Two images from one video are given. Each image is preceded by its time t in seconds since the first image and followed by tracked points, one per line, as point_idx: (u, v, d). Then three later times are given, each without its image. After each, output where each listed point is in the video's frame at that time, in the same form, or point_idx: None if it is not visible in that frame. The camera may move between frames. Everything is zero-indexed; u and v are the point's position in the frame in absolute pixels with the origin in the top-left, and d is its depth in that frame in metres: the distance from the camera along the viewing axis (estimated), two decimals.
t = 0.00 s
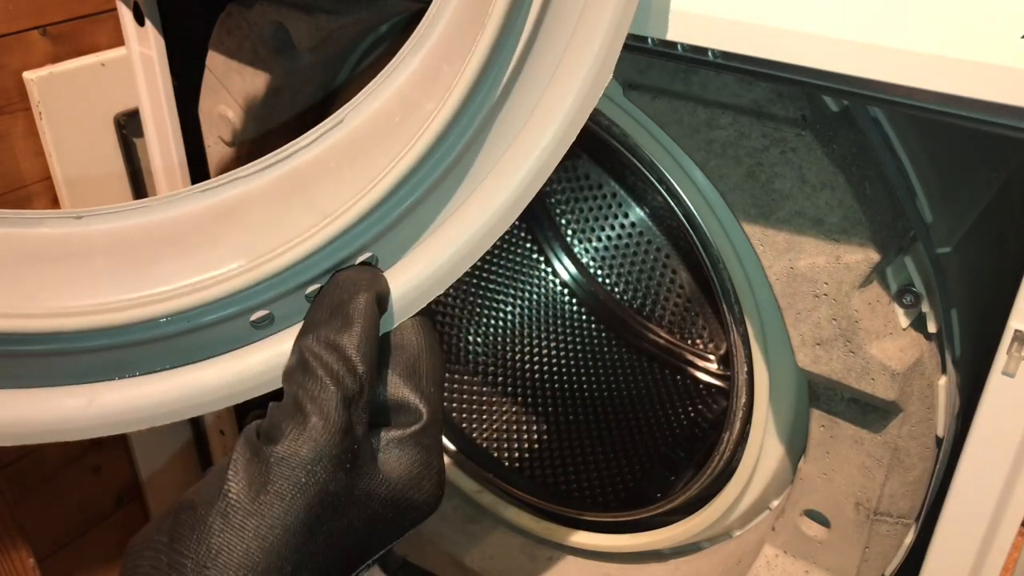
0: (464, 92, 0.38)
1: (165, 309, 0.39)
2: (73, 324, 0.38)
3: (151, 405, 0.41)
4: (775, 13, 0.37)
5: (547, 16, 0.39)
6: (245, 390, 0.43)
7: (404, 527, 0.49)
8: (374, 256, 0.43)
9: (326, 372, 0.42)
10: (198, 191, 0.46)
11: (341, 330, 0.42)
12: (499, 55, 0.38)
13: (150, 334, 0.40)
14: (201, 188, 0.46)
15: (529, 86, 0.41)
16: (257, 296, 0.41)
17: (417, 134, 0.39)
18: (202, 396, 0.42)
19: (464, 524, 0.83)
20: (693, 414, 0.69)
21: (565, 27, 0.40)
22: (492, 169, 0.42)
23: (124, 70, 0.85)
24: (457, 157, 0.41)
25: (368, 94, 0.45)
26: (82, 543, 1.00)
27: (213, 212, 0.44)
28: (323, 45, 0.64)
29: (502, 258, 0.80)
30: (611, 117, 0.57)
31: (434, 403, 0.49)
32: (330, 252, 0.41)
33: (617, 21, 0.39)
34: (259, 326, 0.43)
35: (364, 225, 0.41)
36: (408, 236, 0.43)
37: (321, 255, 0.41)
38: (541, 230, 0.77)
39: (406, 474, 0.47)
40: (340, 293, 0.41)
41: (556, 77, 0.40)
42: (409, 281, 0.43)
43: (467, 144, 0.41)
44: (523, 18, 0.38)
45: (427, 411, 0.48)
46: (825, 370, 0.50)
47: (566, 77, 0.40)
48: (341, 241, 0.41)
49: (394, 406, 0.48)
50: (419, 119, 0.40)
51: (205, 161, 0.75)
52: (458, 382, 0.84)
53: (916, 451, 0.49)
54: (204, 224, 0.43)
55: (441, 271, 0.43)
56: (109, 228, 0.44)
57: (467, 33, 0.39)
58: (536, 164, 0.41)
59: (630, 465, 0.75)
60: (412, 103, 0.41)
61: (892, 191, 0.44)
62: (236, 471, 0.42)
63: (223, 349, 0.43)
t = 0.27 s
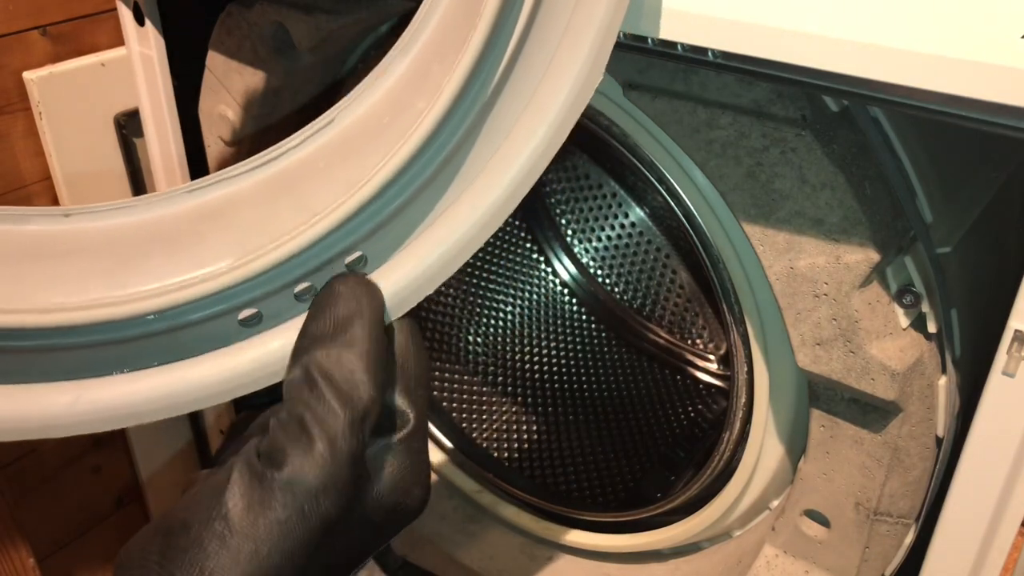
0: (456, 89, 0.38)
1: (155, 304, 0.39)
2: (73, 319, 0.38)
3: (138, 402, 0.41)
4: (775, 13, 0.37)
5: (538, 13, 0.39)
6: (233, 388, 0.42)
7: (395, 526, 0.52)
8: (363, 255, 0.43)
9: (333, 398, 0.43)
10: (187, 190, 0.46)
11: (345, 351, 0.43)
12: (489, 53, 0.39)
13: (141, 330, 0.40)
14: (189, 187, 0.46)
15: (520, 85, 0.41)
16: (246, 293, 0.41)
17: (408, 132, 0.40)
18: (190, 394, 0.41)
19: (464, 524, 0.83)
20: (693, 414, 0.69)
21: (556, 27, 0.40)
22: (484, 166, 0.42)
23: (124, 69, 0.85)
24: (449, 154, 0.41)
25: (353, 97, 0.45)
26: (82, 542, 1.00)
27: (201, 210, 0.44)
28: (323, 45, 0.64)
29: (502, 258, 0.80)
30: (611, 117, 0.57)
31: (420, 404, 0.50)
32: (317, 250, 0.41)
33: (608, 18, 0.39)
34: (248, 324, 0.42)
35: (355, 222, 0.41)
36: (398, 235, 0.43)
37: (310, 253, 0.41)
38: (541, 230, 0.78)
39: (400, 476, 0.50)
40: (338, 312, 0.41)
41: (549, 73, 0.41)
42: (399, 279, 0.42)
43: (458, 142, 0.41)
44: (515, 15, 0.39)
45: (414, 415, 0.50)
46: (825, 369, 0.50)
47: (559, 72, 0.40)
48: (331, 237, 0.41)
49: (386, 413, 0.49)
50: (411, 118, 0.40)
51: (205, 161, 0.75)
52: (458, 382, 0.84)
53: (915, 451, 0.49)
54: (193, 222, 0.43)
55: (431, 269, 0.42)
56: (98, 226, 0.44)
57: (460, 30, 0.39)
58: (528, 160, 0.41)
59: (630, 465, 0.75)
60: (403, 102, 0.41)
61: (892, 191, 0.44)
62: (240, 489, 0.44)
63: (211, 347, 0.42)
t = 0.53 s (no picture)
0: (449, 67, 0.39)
1: (151, 286, 0.40)
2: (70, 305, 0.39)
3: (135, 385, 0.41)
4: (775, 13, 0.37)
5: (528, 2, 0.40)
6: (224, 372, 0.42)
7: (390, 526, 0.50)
8: (360, 239, 0.42)
9: (316, 423, 0.41)
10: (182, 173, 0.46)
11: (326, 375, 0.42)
12: (482, 37, 0.40)
13: (131, 315, 0.40)
14: (186, 170, 0.46)
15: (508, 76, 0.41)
16: (240, 276, 0.41)
17: (401, 112, 0.40)
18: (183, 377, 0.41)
19: (464, 524, 0.83)
20: (693, 414, 0.69)
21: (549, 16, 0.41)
22: (474, 154, 0.42)
23: (124, 69, 0.85)
24: (439, 138, 0.41)
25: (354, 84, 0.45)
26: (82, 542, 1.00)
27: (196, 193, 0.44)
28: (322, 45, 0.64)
29: (502, 258, 0.80)
30: (611, 117, 0.57)
31: (403, 409, 0.46)
32: (310, 231, 0.41)
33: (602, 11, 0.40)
34: (241, 310, 0.42)
35: (348, 202, 0.41)
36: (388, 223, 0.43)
37: (302, 236, 0.41)
38: (541, 230, 0.78)
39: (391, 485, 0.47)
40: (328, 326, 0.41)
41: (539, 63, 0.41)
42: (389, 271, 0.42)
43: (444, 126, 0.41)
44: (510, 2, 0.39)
45: (399, 422, 0.46)
46: (824, 369, 0.50)
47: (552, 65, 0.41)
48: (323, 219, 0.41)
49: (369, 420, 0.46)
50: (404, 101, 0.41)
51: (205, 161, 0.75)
52: (458, 382, 0.84)
53: (915, 451, 0.49)
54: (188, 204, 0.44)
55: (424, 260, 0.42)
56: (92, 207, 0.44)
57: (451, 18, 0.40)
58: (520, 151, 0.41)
59: (630, 465, 0.75)
60: (397, 88, 0.42)
61: (892, 191, 0.44)
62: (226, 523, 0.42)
63: (200, 331, 0.42)
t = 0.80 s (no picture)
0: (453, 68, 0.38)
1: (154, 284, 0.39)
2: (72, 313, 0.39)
3: (127, 385, 0.42)
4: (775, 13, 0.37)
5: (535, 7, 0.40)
6: (212, 378, 0.44)
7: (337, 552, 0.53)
8: (340, 258, 0.42)
9: (264, 460, 0.44)
10: (176, 170, 0.46)
11: (283, 410, 0.44)
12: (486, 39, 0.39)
13: (117, 320, 0.40)
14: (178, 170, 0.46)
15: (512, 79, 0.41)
16: (214, 289, 0.40)
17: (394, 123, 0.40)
18: (173, 380, 0.43)
19: (463, 524, 0.83)
20: (693, 414, 0.69)
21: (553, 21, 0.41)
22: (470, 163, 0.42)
23: (123, 69, 0.85)
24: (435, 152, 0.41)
25: (360, 92, 0.45)
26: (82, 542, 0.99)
27: (192, 191, 0.44)
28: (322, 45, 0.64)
29: (502, 258, 0.81)
30: (611, 117, 0.57)
31: (356, 438, 0.49)
32: (311, 237, 0.40)
33: (604, 16, 0.40)
34: (218, 319, 0.42)
35: (351, 208, 0.40)
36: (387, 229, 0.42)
37: (301, 242, 0.40)
38: (541, 230, 0.78)
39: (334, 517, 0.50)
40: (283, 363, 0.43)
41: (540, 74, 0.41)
42: (380, 278, 0.42)
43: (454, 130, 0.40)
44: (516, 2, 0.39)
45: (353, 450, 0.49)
46: (825, 369, 0.50)
47: (555, 70, 0.41)
48: (327, 225, 0.40)
49: (323, 450, 0.48)
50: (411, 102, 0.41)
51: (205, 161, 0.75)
52: (459, 381, 0.84)
53: (915, 451, 0.49)
54: (182, 202, 0.44)
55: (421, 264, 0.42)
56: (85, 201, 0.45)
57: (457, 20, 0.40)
58: (514, 152, 0.41)
59: (631, 465, 0.75)
60: (401, 90, 0.42)
61: (892, 191, 0.44)
62: (172, 553, 0.46)
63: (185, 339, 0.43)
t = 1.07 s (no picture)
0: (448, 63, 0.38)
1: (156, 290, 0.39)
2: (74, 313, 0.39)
3: (122, 389, 0.42)
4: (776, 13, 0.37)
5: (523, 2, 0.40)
6: (207, 379, 0.44)
7: (331, 550, 0.53)
8: (332, 259, 0.42)
9: (264, 454, 0.45)
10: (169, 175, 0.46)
11: (283, 406, 0.45)
12: (477, 36, 0.39)
13: (109, 324, 0.40)
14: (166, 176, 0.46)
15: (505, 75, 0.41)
16: (206, 294, 0.40)
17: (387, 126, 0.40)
18: (166, 384, 0.43)
19: (463, 524, 0.83)
20: (693, 413, 0.69)
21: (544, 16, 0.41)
22: (460, 164, 0.42)
23: (123, 69, 0.85)
24: (426, 155, 0.41)
25: (351, 94, 0.45)
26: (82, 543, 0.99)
27: (183, 197, 0.44)
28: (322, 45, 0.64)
29: (502, 258, 0.81)
30: (611, 117, 0.57)
31: (351, 435, 0.49)
32: (304, 239, 0.40)
33: (590, 12, 0.40)
34: (210, 322, 0.42)
35: (346, 208, 0.40)
36: (382, 228, 0.42)
37: (296, 243, 0.40)
38: (541, 230, 0.78)
39: (333, 514, 0.50)
40: (282, 359, 0.43)
41: (529, 74, 0.41)
42: (374, 277, 0.43)
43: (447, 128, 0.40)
44: None
45: (348, 446, 0.49)
46: (825, 370, 0.50)
47: (544, 62, 0.41)
48: (324, 224, 0.40)
49: (318, 447, 0.49)
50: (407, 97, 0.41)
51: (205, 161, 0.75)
52: (457, 381, 0.84)
53: (916, 451, 0.49)
54: (176, 206, 0.43)
55: (415, 261, 0.42)
56: (69, 210, 0.44)
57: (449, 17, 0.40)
58: (507, 147, 0.41)
59: (631, 465, 0.75)
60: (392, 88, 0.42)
61: (892, 191, 0.44)
62: (172, 545, 0.46)
63: (178, 340, 0.43)
